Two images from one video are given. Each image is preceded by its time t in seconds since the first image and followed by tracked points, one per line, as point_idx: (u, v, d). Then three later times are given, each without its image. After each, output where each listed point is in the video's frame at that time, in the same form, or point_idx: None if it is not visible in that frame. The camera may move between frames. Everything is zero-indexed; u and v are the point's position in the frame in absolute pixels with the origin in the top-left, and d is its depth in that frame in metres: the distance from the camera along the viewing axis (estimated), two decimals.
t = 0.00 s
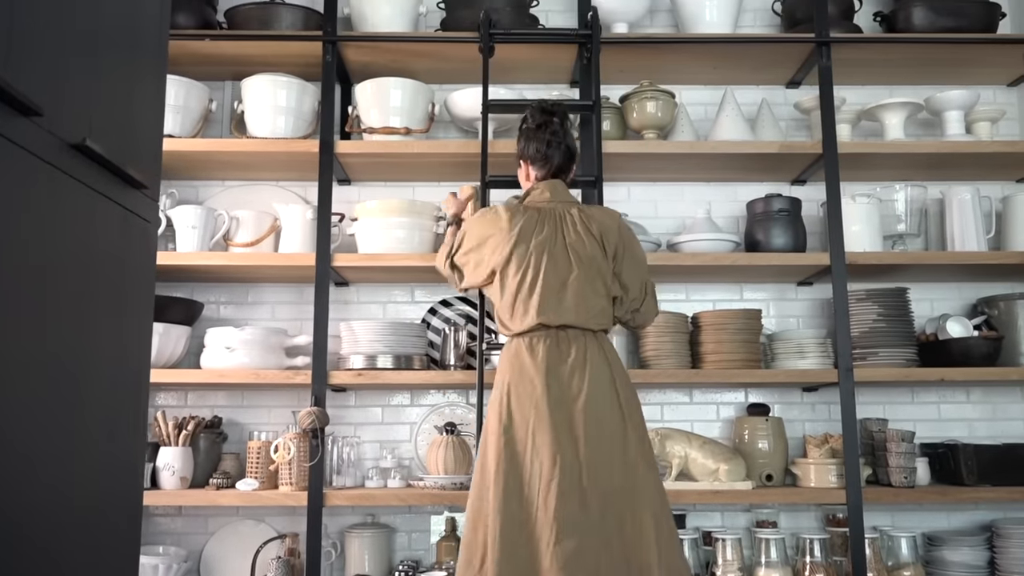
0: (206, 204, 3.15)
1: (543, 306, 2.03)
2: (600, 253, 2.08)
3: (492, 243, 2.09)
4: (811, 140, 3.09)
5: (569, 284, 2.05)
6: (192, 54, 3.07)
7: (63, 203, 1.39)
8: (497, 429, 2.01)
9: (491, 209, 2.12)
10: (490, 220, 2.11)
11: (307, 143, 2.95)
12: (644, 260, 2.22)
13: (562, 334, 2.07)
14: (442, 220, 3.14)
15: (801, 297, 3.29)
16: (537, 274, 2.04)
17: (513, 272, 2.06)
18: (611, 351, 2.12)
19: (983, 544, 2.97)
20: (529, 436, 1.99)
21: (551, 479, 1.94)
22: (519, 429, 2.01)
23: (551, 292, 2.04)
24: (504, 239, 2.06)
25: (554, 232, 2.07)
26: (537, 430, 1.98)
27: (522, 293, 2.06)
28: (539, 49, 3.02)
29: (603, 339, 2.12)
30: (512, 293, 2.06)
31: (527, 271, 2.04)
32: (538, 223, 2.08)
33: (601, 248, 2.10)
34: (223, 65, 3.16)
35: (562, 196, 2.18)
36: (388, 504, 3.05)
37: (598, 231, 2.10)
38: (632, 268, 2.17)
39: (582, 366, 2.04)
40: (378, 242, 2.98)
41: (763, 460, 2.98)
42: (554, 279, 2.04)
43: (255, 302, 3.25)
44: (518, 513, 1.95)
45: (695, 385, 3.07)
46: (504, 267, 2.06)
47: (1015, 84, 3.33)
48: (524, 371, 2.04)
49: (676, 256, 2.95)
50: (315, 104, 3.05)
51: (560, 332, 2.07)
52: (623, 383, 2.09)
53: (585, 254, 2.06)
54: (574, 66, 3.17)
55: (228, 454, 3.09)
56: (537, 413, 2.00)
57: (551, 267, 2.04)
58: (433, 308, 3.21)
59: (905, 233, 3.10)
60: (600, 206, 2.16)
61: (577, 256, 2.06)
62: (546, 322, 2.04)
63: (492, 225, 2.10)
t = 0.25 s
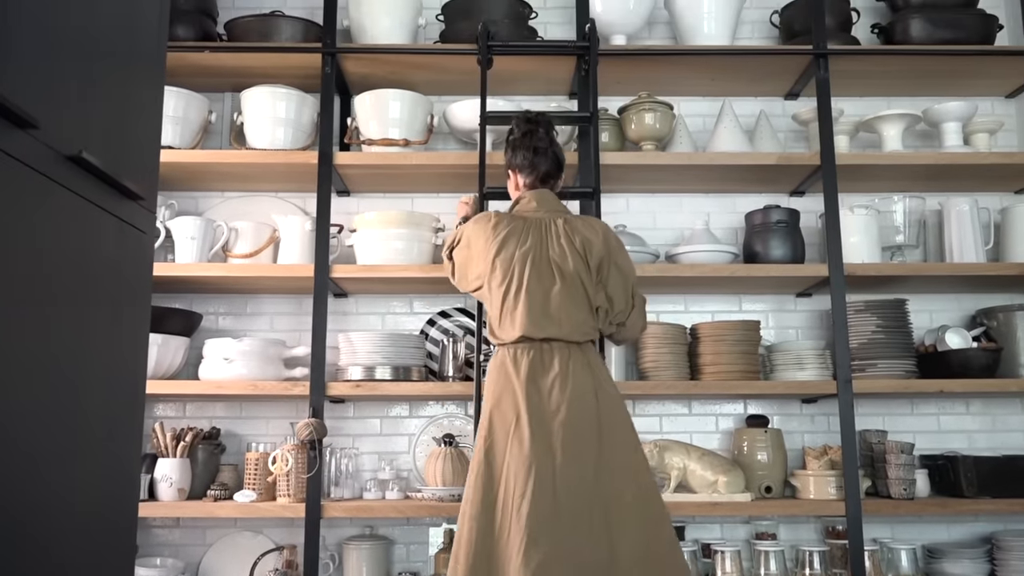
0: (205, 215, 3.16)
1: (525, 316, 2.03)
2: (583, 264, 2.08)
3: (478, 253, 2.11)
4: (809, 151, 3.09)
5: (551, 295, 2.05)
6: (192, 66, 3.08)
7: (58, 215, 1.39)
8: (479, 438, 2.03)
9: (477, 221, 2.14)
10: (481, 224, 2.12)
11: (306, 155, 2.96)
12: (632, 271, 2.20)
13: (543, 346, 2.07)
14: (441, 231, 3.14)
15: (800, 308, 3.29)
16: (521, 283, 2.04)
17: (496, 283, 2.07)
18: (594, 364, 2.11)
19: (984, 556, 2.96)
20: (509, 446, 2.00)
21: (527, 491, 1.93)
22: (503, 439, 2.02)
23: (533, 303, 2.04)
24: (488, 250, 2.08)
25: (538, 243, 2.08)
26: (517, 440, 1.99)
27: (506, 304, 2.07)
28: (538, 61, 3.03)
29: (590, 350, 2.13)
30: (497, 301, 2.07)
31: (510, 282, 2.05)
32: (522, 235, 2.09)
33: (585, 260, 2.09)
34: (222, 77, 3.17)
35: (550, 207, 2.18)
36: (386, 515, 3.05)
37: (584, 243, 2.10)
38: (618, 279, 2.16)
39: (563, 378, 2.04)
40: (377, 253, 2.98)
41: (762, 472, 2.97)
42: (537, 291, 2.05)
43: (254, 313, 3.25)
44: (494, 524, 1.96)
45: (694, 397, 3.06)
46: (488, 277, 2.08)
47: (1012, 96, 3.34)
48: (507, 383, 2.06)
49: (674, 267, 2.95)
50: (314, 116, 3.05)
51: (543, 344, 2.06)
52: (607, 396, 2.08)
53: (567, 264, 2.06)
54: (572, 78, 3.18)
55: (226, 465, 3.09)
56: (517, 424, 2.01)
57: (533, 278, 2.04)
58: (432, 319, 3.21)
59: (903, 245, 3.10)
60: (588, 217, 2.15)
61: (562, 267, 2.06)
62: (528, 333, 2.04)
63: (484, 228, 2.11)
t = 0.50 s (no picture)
0: (204, 226, 3.16)
1: (509, 327, 2.03)
2: (570, 276, 2.08)
3: (467, 263, 2.13)
4: (807, 162, 3.10)
5: (537, 306, 2.05)
6: (192, 77, 3.10)
7: (56, 226, 1.40)
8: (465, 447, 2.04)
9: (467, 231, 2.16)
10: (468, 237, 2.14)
11: (305, 165, 2.96)
12: (622, 282, 2.19)
13: (529, 357, 2.07)
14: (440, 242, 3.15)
15: (799, 318, 3.29)
16: (507, 294, 2.05)
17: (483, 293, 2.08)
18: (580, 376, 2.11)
19: (984, 568, 2.95)
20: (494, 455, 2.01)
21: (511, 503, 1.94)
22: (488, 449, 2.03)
23: (518, 314, 2.04)
24: (476, 260, 2.09)
25: (526, 254, 2.09)
26: (502, 453, 1.99)
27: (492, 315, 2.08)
28: (536, 72, 3.04)
29: (575, 360, 2.12)
30: (483, 311, 2.08)
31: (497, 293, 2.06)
32: (510, 246, 2.09)
33: (572, 272, 2.09)
34: (222, 88, 3.18)
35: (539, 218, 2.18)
36: (385, 526, 3.04)
37: (570, 254, 2.10)
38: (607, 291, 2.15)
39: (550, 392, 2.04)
40: (375, 264, 2.99)
41: (761, 483, 2.97)
42: (522, 302, 2.05)
43: (253, 323, 3.25)
44: (478, 535, 1.98)
45: (693, 407, 3.06)
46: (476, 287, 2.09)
47: (1009, 107, 3.35)
48: (493, 393, 2.06)
49: (673, 278, 2.95)
50: (313, 127, 3.06)
51: (529, 355, 2.07)
52: (592, 410, 2.09)
53: (554, 276, 2.06)
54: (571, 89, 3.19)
55: (225, 475, 3.09)
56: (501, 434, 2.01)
57: (519, 289, 2.05)
58: (431, 330, 3.21)
59: (901, 255, 3.11)
60: (577, 229, 2.14)
61: (547, 279, 2.06)
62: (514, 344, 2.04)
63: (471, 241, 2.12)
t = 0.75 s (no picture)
0: (204, 235, 3.16)
1: (507, 334, 2.03)
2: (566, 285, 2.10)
3: (463, 270, 2.11)
4: (806, 172, 3.11)
5: (534, 315, 2.06)
6: (192, 87, 3.10)
7: (57, 237, 1.40)
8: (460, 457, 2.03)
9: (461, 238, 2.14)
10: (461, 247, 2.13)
11: (305, 174, 2.97)
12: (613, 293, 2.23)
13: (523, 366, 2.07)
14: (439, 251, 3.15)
15: (798, 328, 3.29)
16: (505, 302, 2.05)
17: (480, 300, 2.08)
18: (573, 384, 2.12)
19: None
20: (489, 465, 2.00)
21: (509, 512, 1.94)
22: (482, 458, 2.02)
23: (515, 321, 2.05)
24: (473, 267, 2.08)
25: (523, 263, 2.09)
26: (498, 462, 1.99)
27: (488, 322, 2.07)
28: (536, 82, 3.05)
29: (569, 371, 2.13)
30: (480, 319, 2.07)
31: (494, 301, 2.06)
32: (508, 254, 2.09)
33: (567, 282, 2.11)
34: (222, 98, 3.19)
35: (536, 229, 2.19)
36: (384, 536, 3.04)
37: (566, 264, 2.12)
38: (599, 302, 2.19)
39: (544, 402, 2.05)
40: (374, 273, 2.99)
41: (761, 492, 2.96)
42: (520, 310, 2.05)
43: (252, 332, 3.26)
44: (475, 544, 1.97)
45: (693, 417, 3.06)
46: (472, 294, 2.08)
47: (1007, 117, 3.36)
48: (488, 402, 2.05)
49: (671, 287, 2.96)
50: (313, 136, 3.07)
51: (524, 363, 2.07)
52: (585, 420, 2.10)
53: (551, 285, 2.08)
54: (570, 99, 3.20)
55: (223, 485, 3.08)
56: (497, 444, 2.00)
57: (517, 298, 2.06)
58: (430, 339, 3.22)
59: (900, 265, 3.11)
60: (573, 241, 2.17)
61: (543, 289, 2.08)
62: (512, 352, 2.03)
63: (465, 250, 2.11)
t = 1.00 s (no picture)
0: (204, 241, 3.17)
1: (528, 339, 2.06)
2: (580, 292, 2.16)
3: (481, 273, 2.09)
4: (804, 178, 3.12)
5: (551, 320, 2.10)
6: (192, 93, 3.11)
7: (59, 244, 1.41)
8: (471, 459, 2.02)
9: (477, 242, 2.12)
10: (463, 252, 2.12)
11: (305, 180, 2.98)
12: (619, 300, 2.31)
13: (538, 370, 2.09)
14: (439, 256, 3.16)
15: (796, 333, 3.30)
16: (525, 306, 2.07)
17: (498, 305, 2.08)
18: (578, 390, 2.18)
19: None
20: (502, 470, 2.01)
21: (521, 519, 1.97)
22: (493, 461, 2.03)
23: (535, 326, 2.07)
24: (493, 271, 2.08)
25: (542, 268, 2.11)
26: (509, 469, 2.00)
27: (506, 326, 2.08)
28: (535, 89, 3.06)
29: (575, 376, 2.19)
30: (498, 323, 2.08)
31: (514, 305, 2.07)
32: (526, 258, 2.11)
33: (582, 289, 2.17)
34: (222, 104, 3.20)
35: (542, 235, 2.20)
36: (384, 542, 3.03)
37: (577, 268, 2.17)
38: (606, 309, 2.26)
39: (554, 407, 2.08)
40: (374, 278, 2.99)
41: (760, 498, 2.96)
42: (539, 315, 2.08)
43: (252, 337, 3.26)
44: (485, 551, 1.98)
45: (692, 422, 3.06)
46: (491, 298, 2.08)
47: (1005, 123, 3.38)
48: (501, 406, 2.06)
49: (671, 293, 2.96)
50: (313, 143, 3.08)
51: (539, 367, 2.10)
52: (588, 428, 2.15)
53: (568, 291, 2.13)
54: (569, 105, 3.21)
55: (223, 490, 3.08)
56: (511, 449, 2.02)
57: (537, 303, 2.08)
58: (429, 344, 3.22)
59: (899, 270, 3.12)
60: (583, 248, 2.21)
61: (557, 292, 2.11)
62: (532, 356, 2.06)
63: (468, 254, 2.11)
